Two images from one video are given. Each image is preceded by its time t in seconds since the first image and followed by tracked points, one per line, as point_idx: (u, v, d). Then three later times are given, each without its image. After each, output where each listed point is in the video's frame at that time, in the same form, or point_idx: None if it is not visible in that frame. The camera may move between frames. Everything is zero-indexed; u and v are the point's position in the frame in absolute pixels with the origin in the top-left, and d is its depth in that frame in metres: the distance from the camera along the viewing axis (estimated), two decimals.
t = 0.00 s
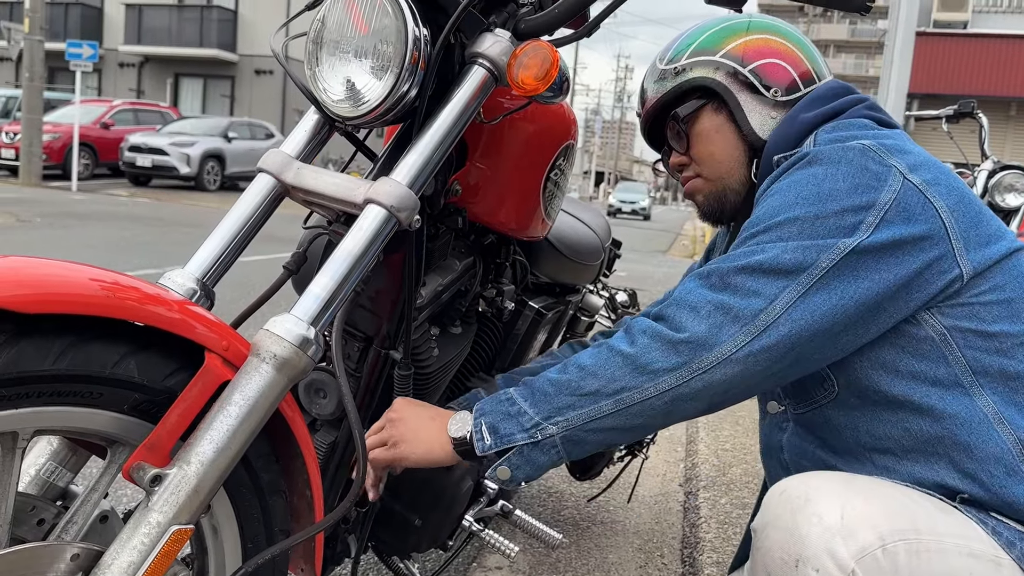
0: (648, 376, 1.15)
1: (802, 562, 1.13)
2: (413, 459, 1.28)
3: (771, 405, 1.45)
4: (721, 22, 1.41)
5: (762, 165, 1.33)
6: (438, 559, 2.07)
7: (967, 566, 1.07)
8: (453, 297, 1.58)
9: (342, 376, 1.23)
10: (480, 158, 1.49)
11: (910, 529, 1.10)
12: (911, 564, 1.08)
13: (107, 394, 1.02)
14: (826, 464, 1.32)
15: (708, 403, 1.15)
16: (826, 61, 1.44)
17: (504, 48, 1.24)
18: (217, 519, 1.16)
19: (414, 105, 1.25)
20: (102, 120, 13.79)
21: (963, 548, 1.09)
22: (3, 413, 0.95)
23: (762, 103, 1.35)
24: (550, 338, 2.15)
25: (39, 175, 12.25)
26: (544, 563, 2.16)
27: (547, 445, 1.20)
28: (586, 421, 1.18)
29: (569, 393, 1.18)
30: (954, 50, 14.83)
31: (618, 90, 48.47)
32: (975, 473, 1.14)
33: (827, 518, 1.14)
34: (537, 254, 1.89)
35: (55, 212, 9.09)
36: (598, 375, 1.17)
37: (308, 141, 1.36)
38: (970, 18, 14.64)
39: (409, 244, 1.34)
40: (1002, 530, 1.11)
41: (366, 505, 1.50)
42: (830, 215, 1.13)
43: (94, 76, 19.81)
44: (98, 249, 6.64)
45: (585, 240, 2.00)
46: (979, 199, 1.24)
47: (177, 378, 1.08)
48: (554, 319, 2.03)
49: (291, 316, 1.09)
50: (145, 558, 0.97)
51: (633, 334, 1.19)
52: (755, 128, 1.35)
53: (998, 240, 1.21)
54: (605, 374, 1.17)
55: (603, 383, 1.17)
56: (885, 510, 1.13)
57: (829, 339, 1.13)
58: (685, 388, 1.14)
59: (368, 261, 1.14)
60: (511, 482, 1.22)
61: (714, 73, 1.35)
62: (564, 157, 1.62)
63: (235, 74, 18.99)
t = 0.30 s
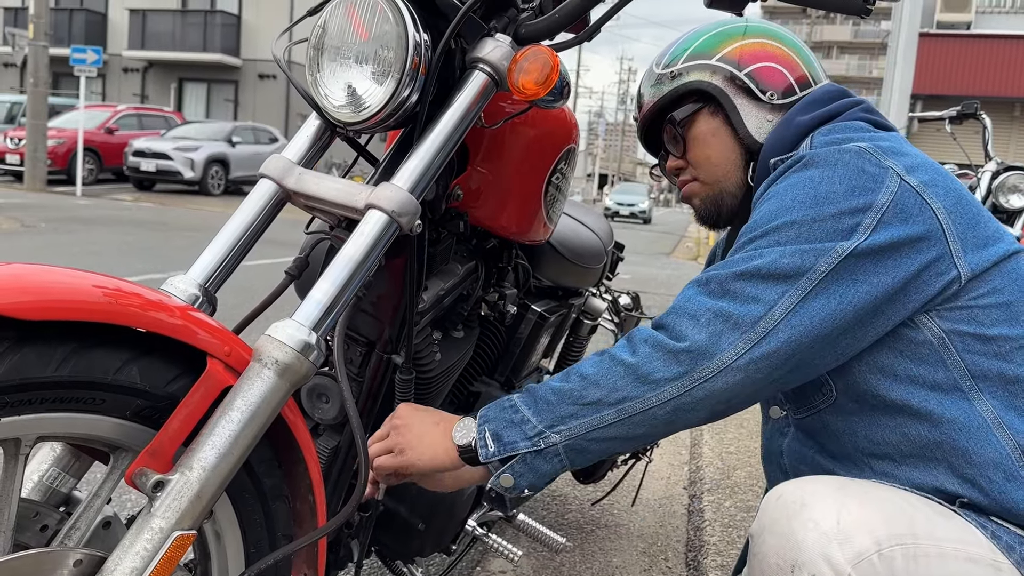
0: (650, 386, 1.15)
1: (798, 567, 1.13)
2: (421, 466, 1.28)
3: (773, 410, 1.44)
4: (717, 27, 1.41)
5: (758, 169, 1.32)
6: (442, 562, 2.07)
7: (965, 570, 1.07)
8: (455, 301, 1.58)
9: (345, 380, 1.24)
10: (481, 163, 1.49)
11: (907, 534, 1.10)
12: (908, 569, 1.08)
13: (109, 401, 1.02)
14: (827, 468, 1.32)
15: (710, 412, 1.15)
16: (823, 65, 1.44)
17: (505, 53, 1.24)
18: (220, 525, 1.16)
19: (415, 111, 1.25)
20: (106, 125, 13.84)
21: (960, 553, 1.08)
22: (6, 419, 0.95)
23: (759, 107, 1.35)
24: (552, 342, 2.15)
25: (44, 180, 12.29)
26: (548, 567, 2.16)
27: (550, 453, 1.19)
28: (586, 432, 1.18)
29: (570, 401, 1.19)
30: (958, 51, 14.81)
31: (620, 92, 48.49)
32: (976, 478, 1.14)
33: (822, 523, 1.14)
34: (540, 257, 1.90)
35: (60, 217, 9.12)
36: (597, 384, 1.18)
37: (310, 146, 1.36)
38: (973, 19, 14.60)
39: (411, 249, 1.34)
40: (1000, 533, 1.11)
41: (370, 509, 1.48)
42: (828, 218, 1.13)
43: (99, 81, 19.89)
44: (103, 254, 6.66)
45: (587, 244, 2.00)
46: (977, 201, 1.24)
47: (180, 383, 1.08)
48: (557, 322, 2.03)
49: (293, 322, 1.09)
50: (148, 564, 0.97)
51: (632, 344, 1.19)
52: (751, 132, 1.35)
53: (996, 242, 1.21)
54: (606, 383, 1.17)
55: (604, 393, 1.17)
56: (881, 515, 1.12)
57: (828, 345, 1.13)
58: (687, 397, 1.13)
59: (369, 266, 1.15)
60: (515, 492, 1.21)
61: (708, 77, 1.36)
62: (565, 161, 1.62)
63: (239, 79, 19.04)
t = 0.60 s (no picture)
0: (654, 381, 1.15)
1: (798, 568, 1.14)
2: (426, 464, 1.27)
3: (777, 408, 1.45)
4: (724, 27, 1.42)
5: (765, 167, 1.32)
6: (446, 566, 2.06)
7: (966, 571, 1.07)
8: (457, 305, 1.58)
9: (346, 384, 1.24)
10: (482, 166, 1.49)
11: (908, 535, 1.10)
12: (908, 570, 1.08)
13: (111, 406, 1.02)
14: (830, 470, 1.32)
15: (712, 408, 1.15)
16: (830, 66, 1.43)
17: (505, 57, 1.24)
18: (222, 530, 1.15)
19: (415, 115, 1.26)
20: (110, 131, 13.89)
21: (962, 555, 1.08)
22: (7, 425, 0.95)
23: (766, 106, 1.35)
24: (555, 345, 2.15)
25: (49, 186, 12.34)
26: (551, 570, 2.16)
27: (554, 449, 1.19)
28: (592, 424, 1.17)
29: (574, 397, 1.18)
30: (960, 51, 14.78)
31: (623, 95, 48.52)
32: (979, 479, 1.13)
33: (822, 525, 1.14)
34: (542, 261, 1.90)
35: (65, 223, 9.16)
36: (603, 378, 1.17)
37: (311, 151, 1.37)
38: (976, 20, 14.58)
39: (412, 253, 1.35)
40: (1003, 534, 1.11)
41: (372, 513, 1.48)
42: (833, 215, 1.13)
43: (103, 87, 19.96)
44: (108, 259, 6.69)
45: (589, 247, 2.00)
46: (982, 201, 1.24)
47: (182, 388, 1.08)
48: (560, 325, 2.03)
49: (294, 326, 1.09)
50: (150, 569, 0.97)
51: (637, 338, 1.19)
52: (758, 130, 1.35)
53: (1001, 242, 1.21)
54: (611, 379, 1.17)
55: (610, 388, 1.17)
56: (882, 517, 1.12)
57: (832, 341, 1.13)
58: (691, 393, 1.13)
59: (370, 270, 1.15)
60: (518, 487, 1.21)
61: (716, 74, 1.36)
62: (566, 164, 1.62)
63: (242, 84, 19.11)
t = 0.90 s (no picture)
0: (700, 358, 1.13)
1: (799, 571, 1.13)
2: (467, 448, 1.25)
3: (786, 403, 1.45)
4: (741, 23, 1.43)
5: (785, 162, 1.33)
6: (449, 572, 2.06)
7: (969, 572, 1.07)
8: (459, 310, 1.58)
9: (348, 390, 1.24)
10: (483, 172, 1.50)
11: (909, 536, 1.10)
12: (910, 571, 1.08)
13: (114, 414, 1.02)
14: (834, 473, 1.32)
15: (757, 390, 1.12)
16: (844, 65, 1.46)
17: (504, 63, 1.25)
18: (225, 536, 1.15)
19: (416, 121, 1.26)
20: (114, 138, 13.94)
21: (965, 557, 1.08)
22: (11, 433, 0.95)
23: (785, 99, 1.36)
24: (558, 349, 2.15)
25: (52, 194, 12.38)
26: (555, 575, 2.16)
27: (592, 424, 1.17)
28: (636, 396, 1.15)
29: (616, 370, 1.17)
30: (962, 53, 14.78)
31: (625, 99, 48.57)
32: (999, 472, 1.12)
33: (822, 527, 1.14)
34: (543, 265, 1.90)
35: (69, 230, 9.20)
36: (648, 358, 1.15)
37: (312, 158, 1.37)
38: (977, 21, 14.57)
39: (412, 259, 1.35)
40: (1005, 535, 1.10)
41: (376, 520, 1.48)
42: (867, 193, 1.13)
43: (106, 95, 20.03)
44: (112, 266, 6.71)
45: (591, 251, 2.00)
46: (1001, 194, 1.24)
47: (185, 396, 1.09)
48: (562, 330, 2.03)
49: (296, 332, 1.09)
50: None
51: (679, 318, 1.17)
52: (778, 123, 1.36)
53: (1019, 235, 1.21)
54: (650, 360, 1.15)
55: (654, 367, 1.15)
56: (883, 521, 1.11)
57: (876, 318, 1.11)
58: (734, 372, 1.11)
59: (372, 276, 1.15)
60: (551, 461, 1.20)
61: (738, 67, 1.37)
62: (567, 169, 1.62)
63: (245, 91, 19.18)
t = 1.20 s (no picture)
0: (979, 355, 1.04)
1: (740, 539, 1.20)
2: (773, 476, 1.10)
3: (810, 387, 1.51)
4: None
5: (837, 144, 1.46)
6: None
7: (922, 550, 1.14)
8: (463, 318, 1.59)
9: (354, 399, 1.25)
10: (487, 180, 1.50)
11: (854, 513, 1.19)
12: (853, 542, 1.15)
13: (120, 423, 1.03)
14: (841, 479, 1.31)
15: None
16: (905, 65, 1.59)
17: (507, 71, 1.25)
18: (232, 545, 1.15)
19: (421, 130, 1.26)
20: (117, 147, 13.98)
21: (916, 552, 1.14)
22: (18, 444, 0.96)
23: (852, 78, 1.49)
24: (562, 356, 2.15)
25: (56, 203, 12.41)
26: None
27: (928, 403, 1.04)
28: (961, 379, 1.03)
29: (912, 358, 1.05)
30: (964, 56, 14.62)
31: (626, 104, 48.63)
32: None
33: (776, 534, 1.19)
34: (547, 272, 1.89)
35: (72, 239, 9.21)
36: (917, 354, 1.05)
37: (316, 167, 1.37)
38: (979, 25, 14.54)
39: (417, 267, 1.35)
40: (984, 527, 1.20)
41: (382, 527, 1.48)
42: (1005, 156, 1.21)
43: (109, 103, 20.09)
44: (115, 275, 6.71)
45: (595, 257, 2.01)
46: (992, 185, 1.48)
47: (191, 405, 1.09)
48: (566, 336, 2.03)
49: (301, 341, 1.10)
50: None
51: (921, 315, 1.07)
52: (840, 98, 1.49)
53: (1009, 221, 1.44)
54: (914, 359, 1.05)
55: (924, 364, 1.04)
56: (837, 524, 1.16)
57: None
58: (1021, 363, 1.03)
59: (377, 284, 1.15)
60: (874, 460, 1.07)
61: (811, 37, 1.51)
62: (570, 176, 1.63)
63: (247, 99, 19.23)
